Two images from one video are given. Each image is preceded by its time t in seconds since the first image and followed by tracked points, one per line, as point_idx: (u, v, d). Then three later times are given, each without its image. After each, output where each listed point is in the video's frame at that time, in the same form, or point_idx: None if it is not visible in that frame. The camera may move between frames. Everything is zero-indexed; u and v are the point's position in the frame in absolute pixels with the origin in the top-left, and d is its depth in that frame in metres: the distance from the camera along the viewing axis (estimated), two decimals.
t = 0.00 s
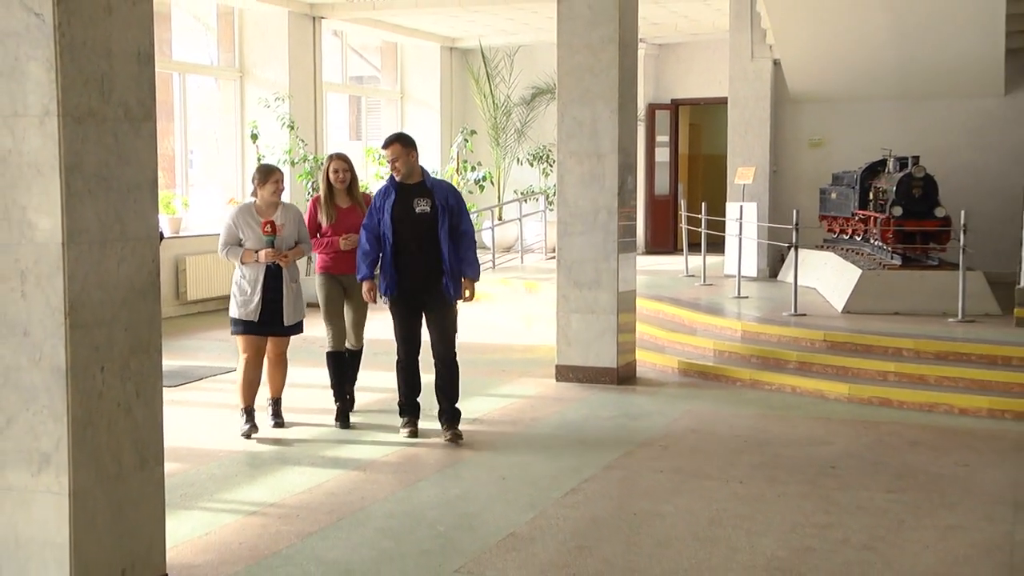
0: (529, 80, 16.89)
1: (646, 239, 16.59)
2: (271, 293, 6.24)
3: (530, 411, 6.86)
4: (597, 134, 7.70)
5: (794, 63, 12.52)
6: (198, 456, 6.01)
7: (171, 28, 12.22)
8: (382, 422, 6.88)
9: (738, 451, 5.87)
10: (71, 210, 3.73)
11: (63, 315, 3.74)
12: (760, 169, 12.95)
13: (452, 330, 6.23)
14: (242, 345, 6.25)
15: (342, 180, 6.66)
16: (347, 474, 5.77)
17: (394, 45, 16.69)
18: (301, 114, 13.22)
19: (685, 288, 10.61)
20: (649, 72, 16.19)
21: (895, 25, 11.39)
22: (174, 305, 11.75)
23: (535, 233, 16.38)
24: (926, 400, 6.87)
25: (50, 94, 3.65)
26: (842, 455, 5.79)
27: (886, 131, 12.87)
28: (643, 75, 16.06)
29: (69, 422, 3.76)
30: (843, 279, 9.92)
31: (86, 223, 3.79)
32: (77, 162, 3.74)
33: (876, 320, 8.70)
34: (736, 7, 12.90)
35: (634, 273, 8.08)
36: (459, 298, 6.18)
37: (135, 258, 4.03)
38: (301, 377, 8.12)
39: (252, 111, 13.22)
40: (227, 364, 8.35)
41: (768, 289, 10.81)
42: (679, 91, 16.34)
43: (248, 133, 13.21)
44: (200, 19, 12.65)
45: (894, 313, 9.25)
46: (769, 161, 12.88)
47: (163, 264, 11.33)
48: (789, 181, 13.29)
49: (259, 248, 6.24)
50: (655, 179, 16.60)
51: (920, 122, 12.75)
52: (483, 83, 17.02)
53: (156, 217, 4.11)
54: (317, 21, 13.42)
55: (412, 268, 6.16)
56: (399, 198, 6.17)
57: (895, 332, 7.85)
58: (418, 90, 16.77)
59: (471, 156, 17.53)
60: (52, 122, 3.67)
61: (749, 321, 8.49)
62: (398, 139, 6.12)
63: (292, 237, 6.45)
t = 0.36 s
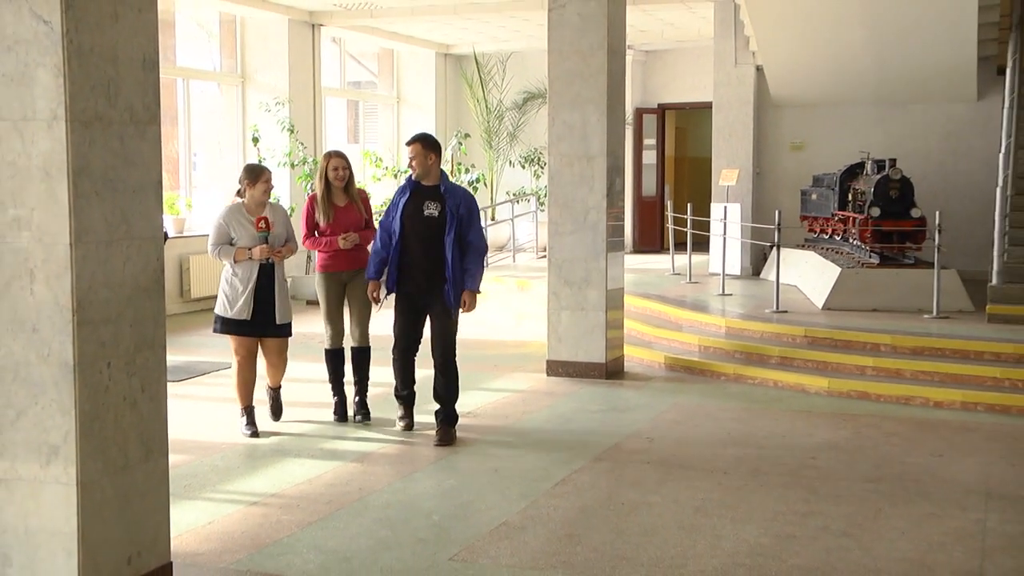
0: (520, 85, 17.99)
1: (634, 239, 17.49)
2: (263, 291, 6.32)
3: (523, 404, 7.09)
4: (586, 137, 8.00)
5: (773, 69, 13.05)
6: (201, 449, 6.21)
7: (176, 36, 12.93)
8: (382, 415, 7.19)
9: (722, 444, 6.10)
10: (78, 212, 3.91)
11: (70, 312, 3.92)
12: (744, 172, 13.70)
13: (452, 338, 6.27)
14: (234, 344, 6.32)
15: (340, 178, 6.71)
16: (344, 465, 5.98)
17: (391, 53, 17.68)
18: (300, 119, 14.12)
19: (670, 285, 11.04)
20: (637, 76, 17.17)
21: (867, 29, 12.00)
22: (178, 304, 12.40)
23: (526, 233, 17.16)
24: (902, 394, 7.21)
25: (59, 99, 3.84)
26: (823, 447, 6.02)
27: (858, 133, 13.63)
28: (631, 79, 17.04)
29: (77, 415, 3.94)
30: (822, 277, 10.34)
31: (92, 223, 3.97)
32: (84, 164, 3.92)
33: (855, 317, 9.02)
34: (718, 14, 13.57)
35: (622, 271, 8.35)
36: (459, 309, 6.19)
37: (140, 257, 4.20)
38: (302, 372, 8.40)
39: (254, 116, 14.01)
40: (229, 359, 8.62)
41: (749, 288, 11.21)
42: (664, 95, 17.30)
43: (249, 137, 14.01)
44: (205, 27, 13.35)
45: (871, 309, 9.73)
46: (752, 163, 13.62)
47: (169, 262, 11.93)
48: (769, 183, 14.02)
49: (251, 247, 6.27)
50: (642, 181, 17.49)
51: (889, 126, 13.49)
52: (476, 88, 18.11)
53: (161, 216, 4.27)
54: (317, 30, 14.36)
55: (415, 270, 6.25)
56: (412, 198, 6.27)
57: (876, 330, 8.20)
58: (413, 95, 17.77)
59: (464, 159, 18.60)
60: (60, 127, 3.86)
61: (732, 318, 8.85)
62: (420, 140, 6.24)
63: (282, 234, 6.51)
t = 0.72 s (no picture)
0: (512, 89, 18.69)
1: (622, 238, 18.12)
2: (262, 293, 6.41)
3: (515, 398, 7.35)
4: (575, 139, 8.32)
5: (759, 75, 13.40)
6: (205, 441, 6.44)
7: (180, 42, 13.27)
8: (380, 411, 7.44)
9: (706, 436, 6.34)
10: (86, 211, 4.08)
11: (78, 309, 4.09)
12: (726, 174, 14.08)
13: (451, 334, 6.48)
14: (237, 345, 6.51)
15: (345, 184, 6.82)
16: (342, 457, 6.21)
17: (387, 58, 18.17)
18: (299, 123, 14.47)
19: (657, 283, 11.40)
20: (624, 83, 17.95)
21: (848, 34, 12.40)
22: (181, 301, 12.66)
23: (518, 233, 17.66)
24: (879, 386, 7.50)
25: (67, 102, 4.01)
26: (803, 438, 6.27)
27: (840, 136, 13.94)
28: (619, 85, 17.82)
29: (85, 409, 4.11)
30: (803, 275, 10.71)
31: (99, 223, 4.14)
32: (91, 166, 4.10)
33: (835, 313, 9.33)
34: (704, 21, 14.02)
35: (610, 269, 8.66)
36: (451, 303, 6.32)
37: (145, 256, 4.39)
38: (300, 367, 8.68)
39: (254, 119, 14.33)
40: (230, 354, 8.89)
41: (733, 285, 11.57)
42: (651, 101, 18.03)
43: (250, 140, 14.33)
44: (208, 33, 13.71)
45: (850, 306, 10.09)
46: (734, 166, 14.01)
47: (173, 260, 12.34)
48: (752, 186, 14.42)
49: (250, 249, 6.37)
50: (630, 182, 18.20)
51: (868, 130, 13.82)
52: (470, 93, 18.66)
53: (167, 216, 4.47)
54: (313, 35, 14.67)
55: (417, 269, 6.37)
56: (413, 199, 6.45)
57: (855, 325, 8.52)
58: (409, 99, 18.27)
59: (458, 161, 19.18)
60: (67, 129, 4.02)
61: (716, 315, 9.23)
62: (420, 140, 6.41)
63: (281, 236, 6.61)
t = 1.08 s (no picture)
0: (506, 92, 19.16)
1: (611, 237, 18.72)
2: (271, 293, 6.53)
3: (508, 389, 7.63)
4: (566, 141, 8.72)
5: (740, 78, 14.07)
6: (212, 432, 6.73)
7: (184, 46, 13.67)
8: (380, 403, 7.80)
9: (693, 426, 6.61)
10: (94, 207, 4.27)
11: (87, 304, 4.28)
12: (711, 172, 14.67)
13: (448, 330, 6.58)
14: (244, 342, 6.61)
15: (354, 180, 6.85)
16: (344, 446, 6.50)
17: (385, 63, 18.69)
18: (301, 126, 14.75)
19: (646, 280, 11.85)
20: (614, 85, 18.36)
21: (830, 39, 12.84)
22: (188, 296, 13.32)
23: (511, 232, 18.20)
24: (858, 379, 7.88)
25: (76, 104, 4.19)
26: (785, 428, 6.54)
27: (818, 139, 14.65)
28: (609, 88, 18.24)
29: (93, 399, 4.29)
30: (786, 272, 11.13)
31: (106, 220, 4.33)
32: (100, 166, 4.29)
33: (817, 309, 9.70)
34: (692, 27, 14.53)
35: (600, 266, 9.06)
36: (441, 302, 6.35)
37: (152, 253, 4.58)
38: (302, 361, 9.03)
39: (257, 121, 14.66)
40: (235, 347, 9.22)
41: (718, 281, 12.02)
42: (641, 103, 18.48)
43: (253, 142, 14.70)
44: (212, 38, 14.10)
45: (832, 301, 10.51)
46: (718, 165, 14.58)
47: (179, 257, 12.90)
48: (737, 185, 15.06)
49: (259, 249, 6.50)
50: (619, 182, 18.77)
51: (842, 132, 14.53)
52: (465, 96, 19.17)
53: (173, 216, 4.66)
54: (314, 40, 14.98)
55: (411, 273, 6.37)
56: (404, 203, 6.42)
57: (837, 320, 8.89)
58: (407, 103, 18.73)
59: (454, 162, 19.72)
60: (77, 131, 4.21)
61: (702, 310, 9.61)
62: (404, 144, 6.37)
63: (293, 237, 6.69)
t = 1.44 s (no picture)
0: (500, 94, 19.42)
1: (600, 234, 19.37)
2: (274, 289, 6.69)
3: (502, 381, 7.93)
4: (557, 142, 9.19)
5: (724, 82, 14.56)
6: (218, 423, 7.00)
7: (190, 51, 14.27)
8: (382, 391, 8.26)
9: (678, 417, 6.89)
10: (101, 207, 4.42)
11: (95, 300, 4.43)
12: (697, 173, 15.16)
13: (451, 328, 6.49)
14: (246, 339, 6.70)
15: (350, 184, 7.00)
16: (343, 438, 6.77)
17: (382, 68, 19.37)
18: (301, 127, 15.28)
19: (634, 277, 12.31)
20: (602, 89, 18.95)
21: (816, 48, 13.23)
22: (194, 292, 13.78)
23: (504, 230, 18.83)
24: (838, 371, 8.24)
25: (84, 106, 4.36)
26: (767, 419, 6.82)
27: (801, 141, 15.09)
28: (597, 91, 18.87)
29: (101, 392, 4.46)
30: (768, 269, 11.65)
31: (113, 218, 4.49)
32: (107, 167, 4.45)
33: (797, 303, 10.13)
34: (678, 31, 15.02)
35: (590, 263, 9.55)
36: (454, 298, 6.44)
37: (156, 251, 4.74)
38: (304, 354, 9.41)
39: (259, 122, 15.17)
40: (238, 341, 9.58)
41: (704, 277, 12.48)
42: (628, 105, 18.95)
43: (254, 144, 15.14)
44: (216, 43, 14.71)
45: (810, 297, 11.03)
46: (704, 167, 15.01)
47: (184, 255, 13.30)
48: (721, 184, 15.60)
49: (264, 246, 6.66)
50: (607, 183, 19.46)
51: (822, 134, 15.00)
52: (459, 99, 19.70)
53: (177, 216, 4.83)
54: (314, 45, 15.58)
55: (409, 269, 6.46)
56: (395, 201, 6.47)
57: (813, 314, 9.34)
58: (404, 106, 19.39)
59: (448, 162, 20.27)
60: (85, 132, 4.37)
61: (688, 305, 10.02)
62: (395, 141, 6.37)
63: (297, 234, 6.91)
